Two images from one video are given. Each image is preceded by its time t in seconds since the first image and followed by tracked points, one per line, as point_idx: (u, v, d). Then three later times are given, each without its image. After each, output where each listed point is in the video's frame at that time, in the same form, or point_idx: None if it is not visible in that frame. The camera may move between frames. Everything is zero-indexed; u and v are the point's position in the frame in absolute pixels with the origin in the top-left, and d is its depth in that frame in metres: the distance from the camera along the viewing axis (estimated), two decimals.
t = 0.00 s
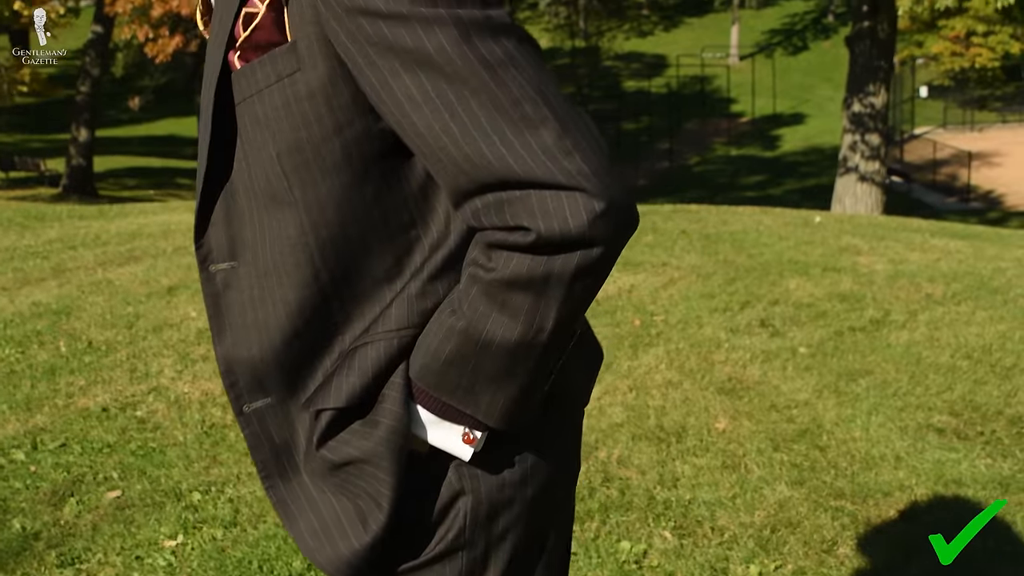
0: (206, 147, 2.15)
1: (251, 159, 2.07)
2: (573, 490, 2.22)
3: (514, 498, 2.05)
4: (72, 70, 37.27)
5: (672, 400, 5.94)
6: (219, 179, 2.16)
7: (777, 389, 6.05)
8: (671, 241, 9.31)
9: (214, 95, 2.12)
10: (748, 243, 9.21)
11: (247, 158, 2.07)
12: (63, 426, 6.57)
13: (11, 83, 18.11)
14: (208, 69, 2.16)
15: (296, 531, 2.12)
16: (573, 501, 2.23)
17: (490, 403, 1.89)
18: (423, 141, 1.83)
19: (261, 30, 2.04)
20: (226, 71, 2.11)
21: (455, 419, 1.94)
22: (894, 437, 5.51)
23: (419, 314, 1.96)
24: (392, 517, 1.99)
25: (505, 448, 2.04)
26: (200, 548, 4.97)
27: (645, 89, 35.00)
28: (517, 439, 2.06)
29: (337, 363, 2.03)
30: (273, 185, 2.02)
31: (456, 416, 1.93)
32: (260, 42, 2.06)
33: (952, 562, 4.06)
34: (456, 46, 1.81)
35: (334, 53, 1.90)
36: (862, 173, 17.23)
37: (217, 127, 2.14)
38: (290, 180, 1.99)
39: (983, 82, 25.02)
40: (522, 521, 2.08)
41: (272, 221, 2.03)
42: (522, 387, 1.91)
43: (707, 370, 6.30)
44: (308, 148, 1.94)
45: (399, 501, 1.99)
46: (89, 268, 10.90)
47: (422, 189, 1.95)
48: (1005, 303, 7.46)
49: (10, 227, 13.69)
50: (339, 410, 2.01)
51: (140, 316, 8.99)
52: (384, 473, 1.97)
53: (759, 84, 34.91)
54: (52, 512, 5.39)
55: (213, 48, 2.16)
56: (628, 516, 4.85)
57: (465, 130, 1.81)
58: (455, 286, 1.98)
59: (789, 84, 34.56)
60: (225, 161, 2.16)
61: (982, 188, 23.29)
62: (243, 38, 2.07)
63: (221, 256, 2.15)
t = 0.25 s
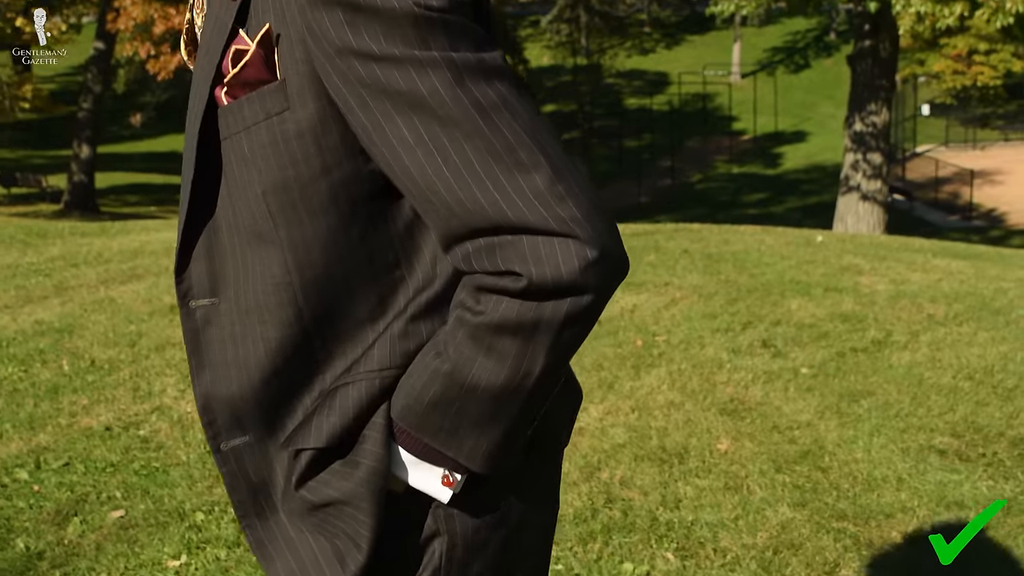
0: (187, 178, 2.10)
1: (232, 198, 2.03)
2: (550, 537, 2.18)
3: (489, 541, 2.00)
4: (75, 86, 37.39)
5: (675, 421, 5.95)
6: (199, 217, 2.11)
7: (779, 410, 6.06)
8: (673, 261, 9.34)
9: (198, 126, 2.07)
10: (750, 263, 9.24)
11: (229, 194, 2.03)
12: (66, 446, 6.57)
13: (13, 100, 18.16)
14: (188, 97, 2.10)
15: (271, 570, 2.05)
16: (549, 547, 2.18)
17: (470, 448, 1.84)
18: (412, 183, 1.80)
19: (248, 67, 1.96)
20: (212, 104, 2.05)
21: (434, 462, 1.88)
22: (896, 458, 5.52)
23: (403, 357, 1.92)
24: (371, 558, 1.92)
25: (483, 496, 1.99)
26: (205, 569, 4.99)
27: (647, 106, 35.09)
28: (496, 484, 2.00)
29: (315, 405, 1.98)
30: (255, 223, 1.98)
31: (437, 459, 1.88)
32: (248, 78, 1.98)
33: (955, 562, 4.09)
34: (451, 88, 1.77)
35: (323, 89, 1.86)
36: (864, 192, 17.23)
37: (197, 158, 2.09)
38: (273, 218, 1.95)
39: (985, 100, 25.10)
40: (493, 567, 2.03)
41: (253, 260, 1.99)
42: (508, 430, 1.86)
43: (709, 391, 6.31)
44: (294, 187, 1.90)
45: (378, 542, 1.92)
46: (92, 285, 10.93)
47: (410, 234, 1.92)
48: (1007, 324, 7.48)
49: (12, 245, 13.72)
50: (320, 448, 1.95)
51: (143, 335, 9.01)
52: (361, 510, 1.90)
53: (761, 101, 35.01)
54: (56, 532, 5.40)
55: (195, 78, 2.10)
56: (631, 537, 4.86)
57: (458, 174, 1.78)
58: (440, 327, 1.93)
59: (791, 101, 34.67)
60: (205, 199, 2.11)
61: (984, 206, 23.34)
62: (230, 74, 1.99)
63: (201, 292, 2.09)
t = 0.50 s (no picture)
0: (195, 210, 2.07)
1: (240, 228, 2.01)
2: None
3: None
4: (79, 101, 37.47)
5: (679, 441, 5.96)
6: (206, 244, 2.09)
7: (782, 431, 6.06)
8: (677, 280, 9.36)
9: (209, 153, 2.04)
10: (754, 282, 9.25)
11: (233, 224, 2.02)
12: (71, 463, 6.58)
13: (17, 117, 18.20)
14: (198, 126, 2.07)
15: None
16: None
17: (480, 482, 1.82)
18: (426, 219, 1.78)
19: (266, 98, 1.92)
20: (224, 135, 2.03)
21: (442, 496, 1.85)
22: (899, 479, 5.53)
23: (415, 391, 1.90)
24: None
25: (487, 531, 1.99)
26: None
27: (650, 123, 35.12)
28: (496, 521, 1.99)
29: (322, 438, 1.96)
30: (262, 255, 1.96)
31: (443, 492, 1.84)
32: (264, 108, 1.94)
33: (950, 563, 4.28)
34: (476, 128, 1.75)
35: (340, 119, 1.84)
36: (867, 210, 17.21)
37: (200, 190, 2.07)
38: (280, 251, 1.93)
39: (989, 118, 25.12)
40: None
41: (260, 291, 1.98)
42: (521, 468, 1.83)
43: (713, 411, 6.31)
44: (304, 220, 1.89)
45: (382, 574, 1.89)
46: (96, 303, 10.96)
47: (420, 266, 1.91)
48: (1010, 344, 7.48)
49: (16, 261, 13.75)
50: (327, 481, 1.93)
51: (148, 352, 9.03)
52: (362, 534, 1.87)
53: (764, 118, 35.05)
54: (60, 550, 5.41)
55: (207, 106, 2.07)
56: (634, 557, 4.87)
57: (474, 218, 1.76)
58: (451, 362, 1.92)
59: (794, 118, 34.71)
60: (212, 229, 2.08)
61: (987, 223, 23.35)
62: (247, 104, 1.95)
63: (204, 322, 2.08)
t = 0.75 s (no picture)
0: (223, 234, 1.94)
1: (272, 255, 1.93)
2: None
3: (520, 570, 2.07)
4: (84, 116, 37.56)
5: (682, 460, 5.98)
6: (238, 267, 1.96)
7: (786, 450, 6.08)
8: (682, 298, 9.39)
9: (240, 175, 1.93)
10: (759, 301, 9.28)
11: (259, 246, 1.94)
12: (77, 481, 6.61)
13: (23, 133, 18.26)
14: (226, 150, 1.96)
15: None
16: None
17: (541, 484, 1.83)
18: (485, 223, 1.80)
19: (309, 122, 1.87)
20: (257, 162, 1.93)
21: (491, 498, 1.84)
22: (902, 499, 5.55)
23: (458, 395, 1.89)
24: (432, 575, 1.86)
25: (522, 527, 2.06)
26: None
27: (655, 140, 35.14)
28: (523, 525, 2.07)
29: (363, 456, 1.93)
30: (296, 276, 1.90)
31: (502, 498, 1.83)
32: (306, 132, 1.88)
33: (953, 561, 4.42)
34: (532, 129, 1.79)
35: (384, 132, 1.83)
36: (872, 227, 17.20)
37: (226, 214, 1.95)
38: (319, 272, 1.88)
39: (994, 135, 25.15)
40: None
41: (291, 314, 1.91)
42: (580, 463, 1.86)
43: (717, 431, 6.33)
44: (348, 233, 1.85)
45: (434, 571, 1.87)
46: (102, 319, 10.99)
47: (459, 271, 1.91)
48: (1014, 364, 7.50)
49: (22, 277, 13.79)
50: (379, 489, 1.89)
51: (153, 369, 9.05)
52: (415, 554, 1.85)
53: (769, 135, 35.07)
54: (68, 567, 5.44)
55: (233, 129, 1.97)
56: None
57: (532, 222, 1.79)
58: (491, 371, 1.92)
59: (799, 135, 34.75)
60: (243, 251, 1.95)
61: (992, 241, 23.35)
62: (289, 125, 1.88)
63: (234, 349, 1.97)
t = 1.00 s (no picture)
0: (265, 264, 1.99)
1: (311, 287, 1.99)
2: None
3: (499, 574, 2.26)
4: (93, 133, 37.57)
5: (686, 480, 5.99)
6: (275, 305, 2.02)
7: (788, 470, 6.10)
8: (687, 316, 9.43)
9: (281, 214, 1.99)
10: (763, 319, 9.30)
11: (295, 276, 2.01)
12: (82, 498, 6.63)
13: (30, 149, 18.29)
14: (265, 176, 2.03)
15: None
16: None
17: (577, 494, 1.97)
18: (522, 250, 1.94)
19: (357, 153, 1.95)
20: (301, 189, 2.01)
21: (540, 507, 1.97)
22: (904, 519, 5.57)
23: (484, 409, 2.05)
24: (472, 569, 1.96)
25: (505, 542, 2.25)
26: None
27: (663, 157, 35.09)
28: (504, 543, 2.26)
29: (399, 468, 2.04)
30: (334, 306, 1.98)
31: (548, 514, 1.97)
32: (349, 163, 1.96)
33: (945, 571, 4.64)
34: (564, 156, 1.95)
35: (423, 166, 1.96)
36: (877, 245, 17.23)
37: (263, 241, 2.01)
38: (359, 301, 1.97)
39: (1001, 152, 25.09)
40: None
41: (328, 343, 1.99)
42: (620, 464, 2.00)
43: (720, 450, 6.35)
44: (392, 261, 1.97)
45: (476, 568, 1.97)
46: (108, 336, 11.02)
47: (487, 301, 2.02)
48: (1018, 383, 7.52)
49: (29, 293, 13.82)
50: (417, 485, 2.01)
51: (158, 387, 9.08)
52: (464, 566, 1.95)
53: (776, 152, 34.99)
54: None
55: (268, 158, 2.04)
56: None
57: (566, 251, 1.93)
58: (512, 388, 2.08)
59: (806, 152, 34.66)
60: (279, 289, 2.02)
61: (999, 258, 23.29)
62: (329, 159, 1.97)
63: (267, 379, 2.03)
